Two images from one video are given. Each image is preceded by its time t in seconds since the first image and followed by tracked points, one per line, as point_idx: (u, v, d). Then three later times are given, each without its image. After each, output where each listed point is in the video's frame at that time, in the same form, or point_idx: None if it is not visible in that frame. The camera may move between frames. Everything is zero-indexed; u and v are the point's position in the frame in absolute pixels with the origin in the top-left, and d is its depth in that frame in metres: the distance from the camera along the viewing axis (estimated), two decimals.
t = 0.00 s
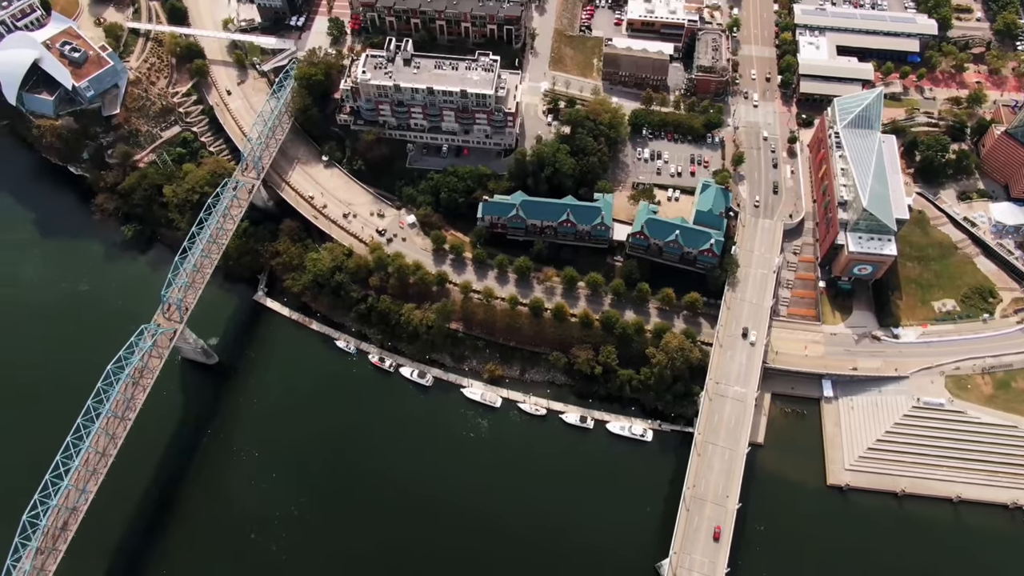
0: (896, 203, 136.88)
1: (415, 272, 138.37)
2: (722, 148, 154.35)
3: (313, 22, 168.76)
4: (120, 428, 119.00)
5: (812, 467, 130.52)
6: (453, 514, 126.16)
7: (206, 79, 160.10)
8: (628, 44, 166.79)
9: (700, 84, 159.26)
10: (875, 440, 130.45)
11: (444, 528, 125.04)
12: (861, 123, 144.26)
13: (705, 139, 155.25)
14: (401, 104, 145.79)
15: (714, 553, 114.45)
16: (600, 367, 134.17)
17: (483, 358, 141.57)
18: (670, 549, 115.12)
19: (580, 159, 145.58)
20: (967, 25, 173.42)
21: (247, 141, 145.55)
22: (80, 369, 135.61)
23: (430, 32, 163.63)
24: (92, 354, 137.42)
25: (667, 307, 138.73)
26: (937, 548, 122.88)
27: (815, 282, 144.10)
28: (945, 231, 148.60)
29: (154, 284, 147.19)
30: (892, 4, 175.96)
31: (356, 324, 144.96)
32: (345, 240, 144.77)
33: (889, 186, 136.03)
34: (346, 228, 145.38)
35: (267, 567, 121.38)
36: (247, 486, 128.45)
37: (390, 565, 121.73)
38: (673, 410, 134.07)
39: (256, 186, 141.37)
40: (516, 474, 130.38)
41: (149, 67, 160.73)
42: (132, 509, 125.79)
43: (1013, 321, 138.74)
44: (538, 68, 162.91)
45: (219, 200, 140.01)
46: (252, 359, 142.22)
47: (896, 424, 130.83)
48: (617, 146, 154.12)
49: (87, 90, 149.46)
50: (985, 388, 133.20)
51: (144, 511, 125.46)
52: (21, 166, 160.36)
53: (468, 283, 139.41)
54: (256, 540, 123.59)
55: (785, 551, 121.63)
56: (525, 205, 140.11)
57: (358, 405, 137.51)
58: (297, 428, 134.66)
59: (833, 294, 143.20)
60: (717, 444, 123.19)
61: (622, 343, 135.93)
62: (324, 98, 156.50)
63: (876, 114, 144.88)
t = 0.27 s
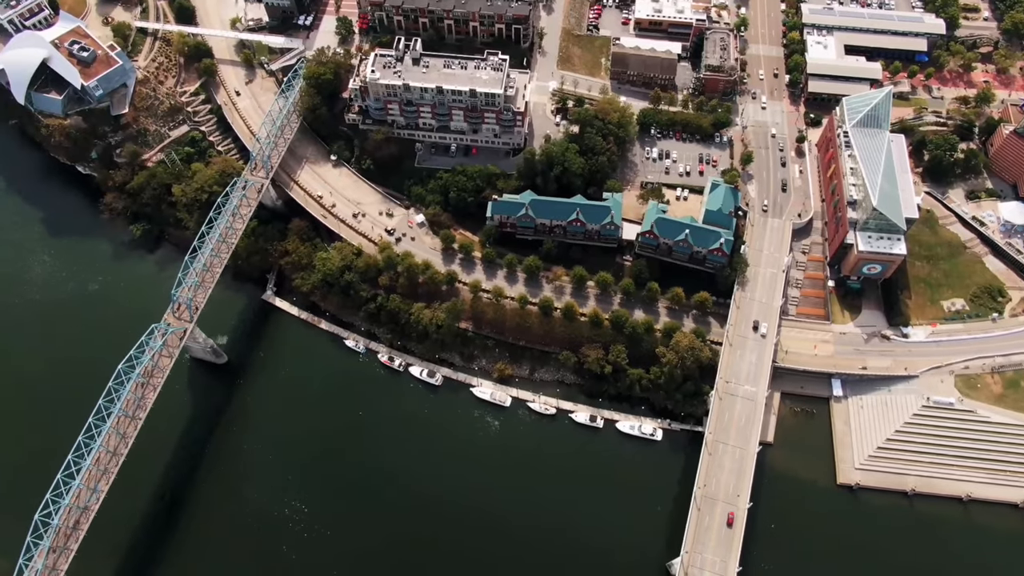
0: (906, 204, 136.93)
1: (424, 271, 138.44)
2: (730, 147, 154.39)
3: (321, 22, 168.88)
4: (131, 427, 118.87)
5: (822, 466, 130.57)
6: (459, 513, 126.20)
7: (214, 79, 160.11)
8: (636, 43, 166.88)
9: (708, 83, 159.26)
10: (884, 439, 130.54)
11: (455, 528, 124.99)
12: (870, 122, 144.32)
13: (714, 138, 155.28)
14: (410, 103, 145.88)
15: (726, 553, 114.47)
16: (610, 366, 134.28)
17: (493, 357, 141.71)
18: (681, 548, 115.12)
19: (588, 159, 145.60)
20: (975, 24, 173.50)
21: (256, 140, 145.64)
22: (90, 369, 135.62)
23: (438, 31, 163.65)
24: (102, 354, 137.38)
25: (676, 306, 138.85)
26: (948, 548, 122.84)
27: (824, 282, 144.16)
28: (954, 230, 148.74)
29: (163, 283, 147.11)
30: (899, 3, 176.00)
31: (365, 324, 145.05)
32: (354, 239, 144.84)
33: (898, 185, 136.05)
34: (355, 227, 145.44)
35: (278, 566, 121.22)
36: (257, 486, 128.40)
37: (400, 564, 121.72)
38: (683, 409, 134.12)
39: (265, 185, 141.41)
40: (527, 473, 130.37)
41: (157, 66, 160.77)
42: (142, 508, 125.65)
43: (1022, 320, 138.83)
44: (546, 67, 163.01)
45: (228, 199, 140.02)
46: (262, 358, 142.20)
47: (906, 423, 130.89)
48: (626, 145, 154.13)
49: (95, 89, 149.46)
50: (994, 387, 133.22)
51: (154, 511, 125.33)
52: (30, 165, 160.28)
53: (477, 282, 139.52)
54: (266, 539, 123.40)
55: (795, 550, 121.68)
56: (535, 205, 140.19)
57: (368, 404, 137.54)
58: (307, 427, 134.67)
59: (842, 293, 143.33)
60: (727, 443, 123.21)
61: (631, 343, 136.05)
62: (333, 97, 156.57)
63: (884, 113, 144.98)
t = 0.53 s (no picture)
0: (918, 202, 137.23)
1: (435, 270, 138.49)
2: (740, 146, 154.40)
3: (330, 21, 168.92)
4: (143, 426, 118.61)
5: (833, 466, 130.58)
6: (472, 512, 126.15)
7: (223, 78, 160.06)
8: (645, 42, 166.92)
9: (718, 82, 159.24)
10: (896, 439, 130.54)
11: (467, 527, 124.83)
12: (880, 122, 144.37)
13: (723, 137, 155.29)
14: (420, 103, 145.91)
15: (739, 552, 114.38)
16: (622, 365, 134.31)
17: (503, 356, 141.79)
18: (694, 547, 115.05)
19: (599, 158, 145.60)
20: (984, 23, 173.62)
21: (266, 139, 145.63)
22: (100, 368, 135.50)
23: (447, 31, 163.63)
24: (112, 353, 137.21)
25: (687, 306, 138.91)
26: (961, 547, 122.85)
27: (835, 281, 144.23)
28: (964, 229, 148.89)
29: (173, 282, 147.02)
30: (907, 3, 176.07)
31: (376, 323, 145.09)
32: (365, 238, 144.88)
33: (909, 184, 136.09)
34: (365, 227, 145.50)
35: (290, 565, 121.09)
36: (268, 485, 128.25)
37: (413, 564, 121.67)
38: (694, 408, 134.10)
39: (276, 184, 141.36)
40: (538, 472, 130.32)
41: (166, 65, 160.70)
42: (153, 507, 125.37)
43: None
44: (555, 67, 163.09)
45: (239, 198, 139.97)
46: (272, 357, 142.08)
47: (917, 422, 130.87)
48: (635, 145, 154.13)
49: (105, 88, 149.36)
50: (1005, 387, 133.24)
51: (166, 510, 125.05)
52: (39, 165, 160.26)
53: (488, 282, 139.58)
54: (278, 538, 123.18)
55: (808, 549, 121.68)
56: (545, 204, 140.23)
57: (379, 404, 137.50)
58: (318, 426, 134.57)
59: (852, 293, 143.42)
60: (739, 442, 123.19)
61: (643, 342, 136.11)
62: (343, 97, 156.59)
63: (894, 113, 145.00)
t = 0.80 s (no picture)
0: (925, 202, 135.76)
1: (444, 270, 138.58)
2: (748, 146, 154.45)
3: (338, 21, 168.98)
4: (154, 426, 118.42)
5: (843, 465, 130.59)
6: (482, 511, 126.13)
7: (231, 77, 160.07)
8: (653, 42, 166.98)
9: (726, 82, 159.28)
10: (906, 438, 130.51)
11: (477, 527, 124.72)
12: (888, 121, 144.46)
13: (731, 137, 155.35)
14: (429, 102, 145.97)
15: (750, 551, 114.35)
16: (631, 365, 134.34)
17: (513, 356, 141.85)
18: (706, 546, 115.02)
19: (608, 157, 145.65)
20: (991, 23, 173.68)
21: (275, 139, 145.67)
22: (109, 368, 135.41)
23: (455, 30, 163.66)
24: (121, 353, 137.14)
25: (696, 305, 138.99)
26: (971, 546, 122.93)
27: (843, 281, 144.29)
28: (973, 229, 149.01)
29: (181, 281, 146.92)
30: (914, 3, 176.17)
31: (385, 322, 145.15)
32: (374, 238, 144.96)
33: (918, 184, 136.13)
34: (374, 226, 145.61)
35: (300, 565, 121.01)
36: (278, 485, 128.13)
37: (423, 564, 121.68)
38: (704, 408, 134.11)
39: (285, 184, 141.34)
40: (548, 472, 130.28)
41: (174, 65, 160.72)
42: (163, 507, 125.27)
43: None
44: (563, 66, 163.21)
45: (248, 198, 139.91)
46: (281, 357, 142.00)
47: (927, 422, 130.81)
48: (644, 144, 154.19)
49: (114, 87, 149.41)
50: (1015, 386, 133.26)
51: (176, 510, 124.95)
52: (46, 164, 160.24)
53: (498, 281, 139.68)
54: (289, 538, 123.12)
55: (818, 548, 121.68)
56: (555, 203, 140.31)
57: (388, 403, 137.47)
58: (328, 426, 134.53)
59: (861, 292, 143.48)
60: (750, 442, 123.17)
61: (652, 341, 136.19)
62: (351, 96, 156.61)
63: (903, 112, 145.11)
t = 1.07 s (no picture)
0: (935, 201, 135.47)
1: (454, 269, 138.68)
2: (756, 145, 154.47)
3: (345, 20, 169.01)
4: (165, 425, 118.24)
5: (853, 464, 130.59)
6: (492, 510, 126.12)
7: (239, 77, 160.08)
8: (660, 41, 167.07)
9: (734, 81, 159.28)
10: (915, 437, 130.45)
11: (487, 527, 124.65)
12: (897, 121, 144.56)
13: (740, 136, 155.35)
14: (438, 102, 146.04)
15: (761, 550, 114.30)
16: (641, 364, 134.35)
17: (522, 355, 141.93)
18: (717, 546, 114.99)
19: (616, 157, 145.71)
20: (998, 22, 173.77)
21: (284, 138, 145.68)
22: (118, 367, 135.30)
23: (463, 30, 163.66)
24: (129, 352, 136.99)
25: (705, 305, 139.07)
26: (981, 546, 123.00)
27: (852, 280, 144.34)
28: (981, 228, 149.15)
29: (190, 280, 146.84)
30: (922, 2, 176.25)
31: (394, 322, 145.23)
32: (382, 237, 145.01)
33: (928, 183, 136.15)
34: (383, 226, 145.71)
35: (311, 564, 120.93)
36: (287, 484, 127.97)
37: (433, 563, 121.60)
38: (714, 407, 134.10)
39: (294, 183, 141.31)
40: (558, 471, 130.24)
41: (182, 64, 160.75)
42: (173, 507, 125.18)
43: None
44: (571, 66, 163.32)
45: (257, 197, 139.87)
46: (290, 356, 141.93)
47: (937, 421, 130.70)
48: (652, 144, 154.22)
49: (122, 87, 149.45)
50: None
51: (186, 509, 124.85)
52: (53, 163, 160.19)
53: (507, 281, 139.81)
54: (299, 538, 122.98)
55: (829, 548, 121.70)
56: (564, 203, 140.39)
57: (397, 402, 137.42)
58: (337, 425, 134.44)
59: (870, 292, 143.51)
60: (760, 441, 123.14)
61: (662, 341, 136.26)
62: (359, 96, 156.64)
63: (911, 112, 145.19)
